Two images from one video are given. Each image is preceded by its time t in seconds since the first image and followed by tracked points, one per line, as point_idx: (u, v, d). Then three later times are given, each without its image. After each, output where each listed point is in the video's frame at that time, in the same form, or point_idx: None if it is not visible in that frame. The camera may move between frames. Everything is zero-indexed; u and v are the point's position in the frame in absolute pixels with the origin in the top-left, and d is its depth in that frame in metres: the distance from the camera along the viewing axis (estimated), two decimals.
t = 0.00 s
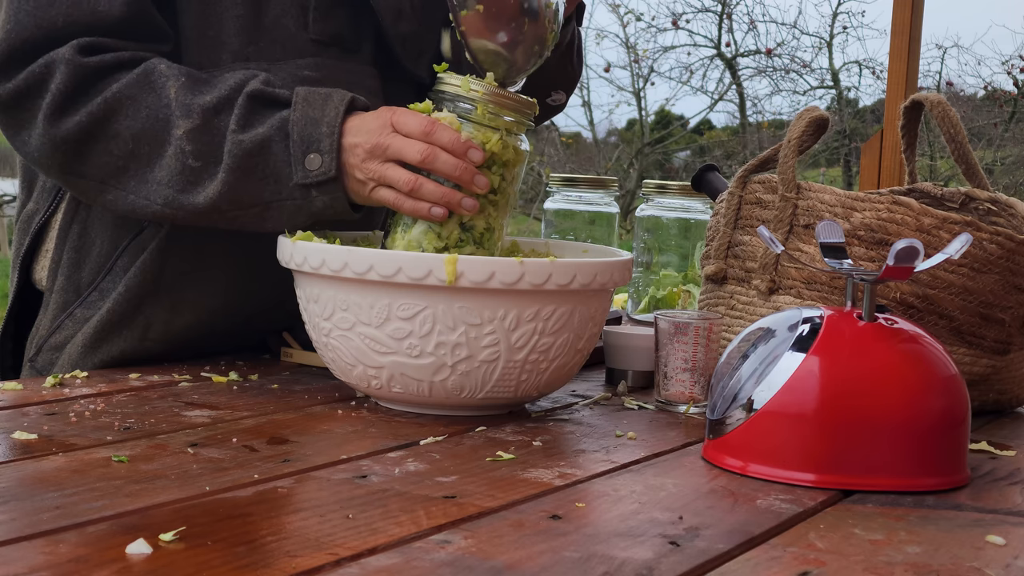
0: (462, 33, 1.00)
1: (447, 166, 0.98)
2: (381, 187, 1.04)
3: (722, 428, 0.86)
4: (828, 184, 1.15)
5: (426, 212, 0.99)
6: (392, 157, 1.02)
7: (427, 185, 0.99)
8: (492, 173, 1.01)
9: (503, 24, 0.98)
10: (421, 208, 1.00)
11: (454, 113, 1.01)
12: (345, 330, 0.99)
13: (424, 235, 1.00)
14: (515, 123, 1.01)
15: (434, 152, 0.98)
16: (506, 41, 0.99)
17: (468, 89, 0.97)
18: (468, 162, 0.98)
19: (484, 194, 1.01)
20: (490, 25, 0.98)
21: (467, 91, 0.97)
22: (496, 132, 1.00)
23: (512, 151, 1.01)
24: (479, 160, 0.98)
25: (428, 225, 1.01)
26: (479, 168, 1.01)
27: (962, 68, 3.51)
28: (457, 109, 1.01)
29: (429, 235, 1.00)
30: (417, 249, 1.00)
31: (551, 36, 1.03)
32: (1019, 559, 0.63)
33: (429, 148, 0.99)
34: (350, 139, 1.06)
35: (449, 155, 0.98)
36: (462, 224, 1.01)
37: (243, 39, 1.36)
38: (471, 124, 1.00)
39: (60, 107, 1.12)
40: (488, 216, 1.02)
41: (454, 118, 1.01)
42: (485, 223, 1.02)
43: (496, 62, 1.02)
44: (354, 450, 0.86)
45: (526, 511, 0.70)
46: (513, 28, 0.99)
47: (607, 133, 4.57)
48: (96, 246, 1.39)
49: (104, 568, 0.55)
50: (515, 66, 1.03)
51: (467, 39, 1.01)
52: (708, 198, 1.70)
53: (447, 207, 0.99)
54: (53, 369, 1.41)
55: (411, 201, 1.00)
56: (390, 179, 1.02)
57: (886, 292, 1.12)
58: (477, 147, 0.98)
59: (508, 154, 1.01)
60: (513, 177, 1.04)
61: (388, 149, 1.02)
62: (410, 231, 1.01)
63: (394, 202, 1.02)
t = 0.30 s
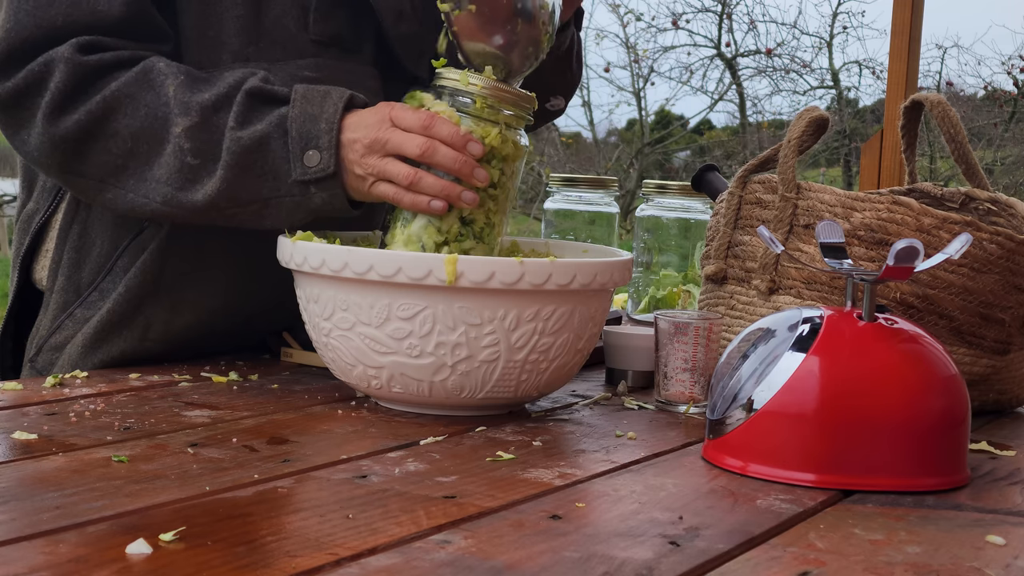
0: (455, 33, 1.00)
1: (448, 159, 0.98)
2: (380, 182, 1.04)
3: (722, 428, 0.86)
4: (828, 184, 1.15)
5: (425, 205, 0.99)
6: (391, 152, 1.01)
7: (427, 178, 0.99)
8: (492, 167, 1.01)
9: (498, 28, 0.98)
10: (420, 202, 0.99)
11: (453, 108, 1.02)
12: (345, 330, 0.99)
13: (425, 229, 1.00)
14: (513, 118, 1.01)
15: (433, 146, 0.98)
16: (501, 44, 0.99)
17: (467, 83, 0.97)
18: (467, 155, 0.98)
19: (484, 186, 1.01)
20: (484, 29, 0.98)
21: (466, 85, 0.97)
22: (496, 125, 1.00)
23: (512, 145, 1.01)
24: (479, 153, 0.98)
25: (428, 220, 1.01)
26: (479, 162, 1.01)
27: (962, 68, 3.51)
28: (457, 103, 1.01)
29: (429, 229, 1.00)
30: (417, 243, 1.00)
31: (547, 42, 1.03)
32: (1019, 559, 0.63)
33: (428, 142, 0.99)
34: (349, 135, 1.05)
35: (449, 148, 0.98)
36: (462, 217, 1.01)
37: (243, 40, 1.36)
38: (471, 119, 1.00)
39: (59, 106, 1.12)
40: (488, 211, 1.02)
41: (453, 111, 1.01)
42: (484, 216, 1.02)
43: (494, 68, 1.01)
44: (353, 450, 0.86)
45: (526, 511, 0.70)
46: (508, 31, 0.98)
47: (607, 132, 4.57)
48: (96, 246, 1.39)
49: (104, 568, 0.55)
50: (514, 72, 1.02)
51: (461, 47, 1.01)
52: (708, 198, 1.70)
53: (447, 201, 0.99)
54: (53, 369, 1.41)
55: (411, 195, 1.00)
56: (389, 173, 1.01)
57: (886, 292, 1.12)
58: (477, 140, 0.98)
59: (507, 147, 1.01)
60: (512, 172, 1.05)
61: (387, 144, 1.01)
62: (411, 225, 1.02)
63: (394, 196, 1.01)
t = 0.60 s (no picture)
0: None
1: (446, 138, 0.98)
2: (381, 169, 1.03)
3: (722, 429, 0.86)
4: (828, 184, 1.15)
5: (429, 185, 0.99)
6: (389, 137, 1.02)
7: (429, 158, 0.99)
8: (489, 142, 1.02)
9: None
10: (423, 182, 1.00)
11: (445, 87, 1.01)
12: (345, 330, 0.99)
13: (431, 211, 1.00)
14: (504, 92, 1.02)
15: (432, 125, 0.99)
16: None
17: (456, 62, 0.99)
18: (466, 131, 0.99)
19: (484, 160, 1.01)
20: None
21: (455, 65, 0.99)
22: (491, 101, 1.01)
23: (506, 120, 1.02)
24: (477, 128, 0.99)
25: (433, 202, 1.01)
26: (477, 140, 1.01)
27: (962, 68, 3.51)
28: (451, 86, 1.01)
29: (435, 211, 1.00)
30: (426, 226, 1.01)
31: None
32: (1019, 559, 0.63)
33: (425, 123, 1.00)
34: (344, 125, 1.06)
35: (447, 127, 0.99)
36: (467, 196, 1.01)
37: (244, 40, 1.36)
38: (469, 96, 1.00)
39: (56, 102, 1.12)
40: (491, 186, 1.03)
41: (448, 92, 1.00)
42: (489, 194, 1.03)
43: (520, 15, 1.00)
44: (354, 450, 0.86)
45: (526, 511, 0.70)
46: None
47: (607, 132, 4.57)
48: (96, 246, 1.39)
49: (104, 568, 0.55)
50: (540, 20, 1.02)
51: None
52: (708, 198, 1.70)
53: (450, 178, 0.99)
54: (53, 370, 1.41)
55: (414, 177, 1.00)
56: (390, 159, 1.01)
57: (886, 292, 1.12)
58: (473, 116, 0.99)
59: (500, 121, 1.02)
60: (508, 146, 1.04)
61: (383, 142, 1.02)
62: (416, 210, 1.02)
63: (396, 182, 1.01)
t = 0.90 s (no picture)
0: None
1: (458, 144, 0.98)
2: (393, 176, 1.03)
3: (722, 428, 0.86)
4: (828, 184, 1.15)
5: (443, 190, 0.99)
6: (401, 144, 1.01)
7: (442, 164, 0.99)
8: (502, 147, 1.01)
9: None
10: (437, 188, 1.00)
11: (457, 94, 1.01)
12: (345, 330, 0.99)
13: (445, 218, 1.01)
14: (515, 96, 1.02)
15: (443, 132, 0.98)
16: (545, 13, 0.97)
17: (466, 69, 0.99)
18: (477, 137, 0.99)
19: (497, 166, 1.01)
20: None
21: (465, 72, 0.99)
22: (502, 108, 1.01)
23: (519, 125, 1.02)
24: (487, 134, 0.99)
25: (448, 208, 1.01)
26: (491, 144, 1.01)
27: (962, 68, 3.51)
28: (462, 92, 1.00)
29: (450, 217, 1.01)
30: (440, 233, 1.01)
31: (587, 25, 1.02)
32: (1019, 559, 0.63)
33: (437, 128, 0.99)
34: (356, 132, 1.05)
35: (458, 133, 0.99)
36: (480, 202, 1.01)
37: (250, 41, 1.36)
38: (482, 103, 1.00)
39: (68, 100, 1.12)
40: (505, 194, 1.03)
41: (457, 98, 1.00)
42: (502, 199, 1.03)
43: (534, 34, 1.00)
44: (354, 450, 0.86)
45: (526, 511, 0.70)
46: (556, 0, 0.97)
47: (607, 132, 4.57)
48: (101, 246, 1.39)
49: (104, 568, 0.55)
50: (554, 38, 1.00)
51: None
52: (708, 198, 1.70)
53: (463, 184, 0.99)
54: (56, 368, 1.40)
55: (427, 184, 1.00)
56: (402, 165, 1.01)
57: (886, 292, 1.12)
58: (484, 122, 0.99)
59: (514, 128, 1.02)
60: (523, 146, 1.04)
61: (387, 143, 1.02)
62: (430, 217, 1.02)
63: (409, 187, 1.01)
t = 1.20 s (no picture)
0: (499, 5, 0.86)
1: (448, 151, 0.98)
2: (385, 180, 1.04)
3: (722, 428, 0.86)
4: (828, 184, 1.15)
5: (434, 200, 1.00)
6: (390, 148, 1.02)
7: (432, 171, 0.99)
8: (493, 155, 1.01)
9: None
10: (428, 196, 1.00)
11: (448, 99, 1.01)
12: (345, 330, 0.99)
13: (435, 225, 1.01)
14: (510, 102, 1.01)
15: (433, 139, 0.99)
16: (540, 13, 0.85)
17: (458, 75, 0.99)
18: (468, 145, 0.99)
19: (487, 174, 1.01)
20: None
21: (457, 77, 0.99)
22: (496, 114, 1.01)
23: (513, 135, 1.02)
24: (479, 142, 0.99)
25: (439, 216, 1.01)
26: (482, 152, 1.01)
27: (962, 68, 3.50)
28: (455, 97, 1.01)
29: (441, 226, 1.01)
30: (430, 243, 1.01)
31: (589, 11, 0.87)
32: (1019, 559, 0.63)
33: (428, 135, 0.99)
34: (350, 133, 1.05)
35: (449, 139, 0.99)
36: (473, 212, 1.01)
37: (248, 39, 1.35)
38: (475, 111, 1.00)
39: (63, 95, 1.13)
40: (497, 202, 1.02)
41: (448, 103, 1.00)
42: (494, 208, 1.02)
43: (526, 34, 0.87)
44: (354, 450, 0.86)
45: (526, 511, 0.70)
46: None
47: (607, 132, 4.57)
48: (100, 245, 1.39)
49: (104, 568, 0.55)
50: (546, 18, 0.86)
51: None
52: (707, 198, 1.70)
53: (454, 192, 0.99)
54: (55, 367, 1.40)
55: (419, 190, 1.00)
56: (393, 170, 1.01)
57: (886, 292, 1.12)
58: (475, 129, 0.99)
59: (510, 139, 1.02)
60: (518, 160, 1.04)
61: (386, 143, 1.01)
62: (421, 225, 1.02)
63: (401, 194, 1.02)
